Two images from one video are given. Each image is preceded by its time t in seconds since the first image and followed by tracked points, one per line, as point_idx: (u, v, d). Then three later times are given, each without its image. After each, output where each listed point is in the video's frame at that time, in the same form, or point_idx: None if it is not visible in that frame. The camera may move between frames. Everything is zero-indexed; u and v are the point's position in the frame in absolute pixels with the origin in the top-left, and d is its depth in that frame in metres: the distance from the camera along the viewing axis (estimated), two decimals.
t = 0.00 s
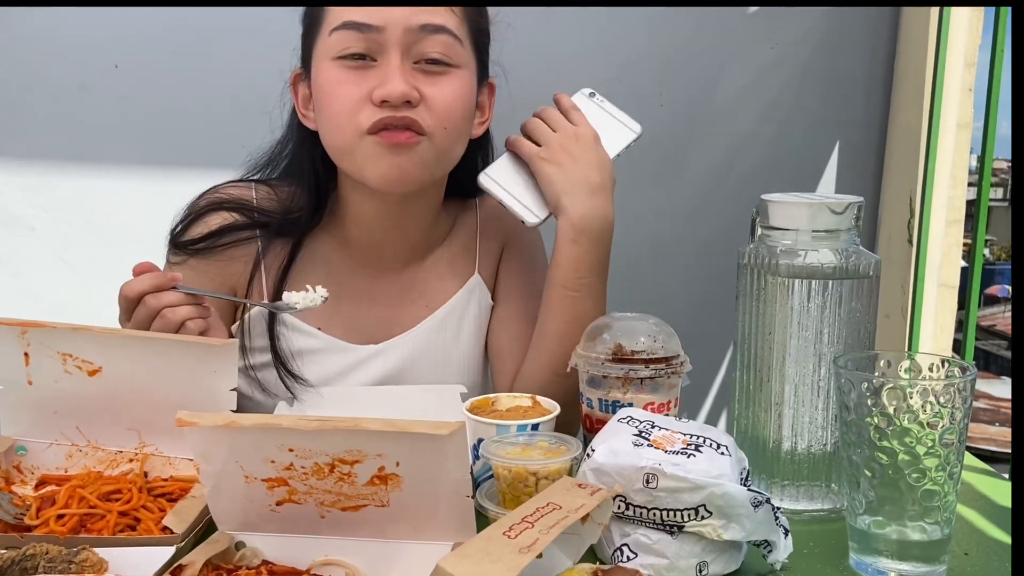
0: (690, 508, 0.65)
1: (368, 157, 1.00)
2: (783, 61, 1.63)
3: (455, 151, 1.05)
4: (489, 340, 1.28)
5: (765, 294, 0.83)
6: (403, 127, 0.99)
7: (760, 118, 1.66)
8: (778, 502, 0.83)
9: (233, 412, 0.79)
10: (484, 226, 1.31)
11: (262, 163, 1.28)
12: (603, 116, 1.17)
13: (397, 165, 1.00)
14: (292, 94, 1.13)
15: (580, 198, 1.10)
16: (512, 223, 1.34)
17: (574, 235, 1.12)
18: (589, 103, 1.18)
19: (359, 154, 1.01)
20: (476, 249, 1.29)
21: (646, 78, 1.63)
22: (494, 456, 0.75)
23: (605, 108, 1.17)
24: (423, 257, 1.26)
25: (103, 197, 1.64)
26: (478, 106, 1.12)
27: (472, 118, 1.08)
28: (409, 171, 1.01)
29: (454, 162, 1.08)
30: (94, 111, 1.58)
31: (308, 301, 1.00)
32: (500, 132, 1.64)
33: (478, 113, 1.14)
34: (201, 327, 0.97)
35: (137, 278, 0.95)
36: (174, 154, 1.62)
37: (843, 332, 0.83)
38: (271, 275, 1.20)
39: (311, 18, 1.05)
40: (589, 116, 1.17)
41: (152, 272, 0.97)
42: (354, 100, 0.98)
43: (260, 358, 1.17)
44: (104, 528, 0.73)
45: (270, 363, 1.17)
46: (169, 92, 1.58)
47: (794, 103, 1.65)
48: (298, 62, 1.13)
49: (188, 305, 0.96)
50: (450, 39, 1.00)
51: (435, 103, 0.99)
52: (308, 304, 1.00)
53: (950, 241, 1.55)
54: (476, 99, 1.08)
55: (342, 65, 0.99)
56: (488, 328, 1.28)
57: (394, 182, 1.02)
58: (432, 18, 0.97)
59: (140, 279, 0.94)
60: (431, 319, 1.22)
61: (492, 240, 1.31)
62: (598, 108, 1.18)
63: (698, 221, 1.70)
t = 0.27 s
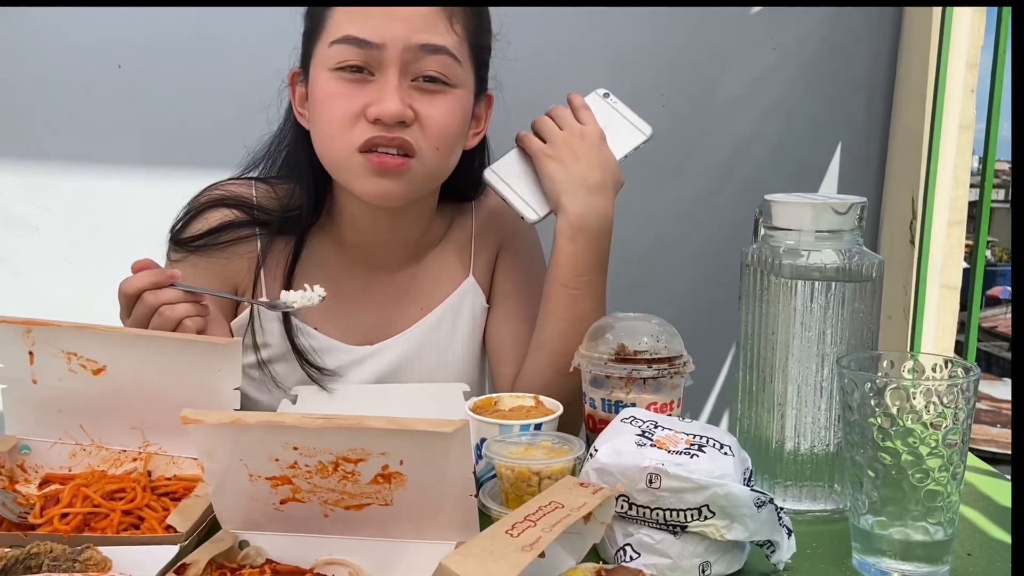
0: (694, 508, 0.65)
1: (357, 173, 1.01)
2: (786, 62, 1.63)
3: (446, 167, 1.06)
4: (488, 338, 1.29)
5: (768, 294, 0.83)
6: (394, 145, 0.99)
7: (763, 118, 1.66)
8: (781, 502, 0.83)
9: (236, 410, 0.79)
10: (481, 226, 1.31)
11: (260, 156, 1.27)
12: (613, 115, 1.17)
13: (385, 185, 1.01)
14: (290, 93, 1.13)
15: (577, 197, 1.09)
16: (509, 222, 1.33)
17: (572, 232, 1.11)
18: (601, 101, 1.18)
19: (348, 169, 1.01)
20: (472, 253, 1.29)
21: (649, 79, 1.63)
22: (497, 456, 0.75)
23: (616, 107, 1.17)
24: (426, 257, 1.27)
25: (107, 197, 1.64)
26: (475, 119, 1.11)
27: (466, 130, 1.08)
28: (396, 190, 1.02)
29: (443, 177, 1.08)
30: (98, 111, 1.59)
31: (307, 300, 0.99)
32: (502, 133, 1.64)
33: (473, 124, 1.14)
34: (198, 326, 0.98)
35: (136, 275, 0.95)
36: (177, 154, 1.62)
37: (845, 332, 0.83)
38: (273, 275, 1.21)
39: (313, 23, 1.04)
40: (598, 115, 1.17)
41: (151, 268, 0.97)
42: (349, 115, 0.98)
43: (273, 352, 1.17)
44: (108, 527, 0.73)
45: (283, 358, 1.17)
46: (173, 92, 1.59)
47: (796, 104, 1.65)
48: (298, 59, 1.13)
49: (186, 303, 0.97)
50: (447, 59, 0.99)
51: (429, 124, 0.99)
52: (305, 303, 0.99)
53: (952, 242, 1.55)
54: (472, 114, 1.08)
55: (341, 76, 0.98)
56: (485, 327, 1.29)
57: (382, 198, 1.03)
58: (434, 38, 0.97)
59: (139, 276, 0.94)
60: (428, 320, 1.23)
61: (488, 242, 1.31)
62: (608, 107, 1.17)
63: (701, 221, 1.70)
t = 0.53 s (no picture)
0: (695, 508, 0.65)
1: (376, 189, 1.00)
2: (788, 62, 1.63)
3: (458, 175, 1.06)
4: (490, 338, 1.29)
5: (769, 293, 0.84)
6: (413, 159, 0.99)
7: (765, 119, 1.66)
8: (783, 502, 0.83)
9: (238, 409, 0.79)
10: (485, 226, 1.31)
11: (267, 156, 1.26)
12: (611, 110, 1.15)
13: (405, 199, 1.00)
14: (287, 102, 1.12)
15: (586, 197, 1.10)
16: (513, 221, 1.34)
17: (580, 230, 1.12)
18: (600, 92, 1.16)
19: (368, 186, 1.01)
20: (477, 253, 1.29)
21: (650, 79, 1.63)
22: (499, 455, 0.75)
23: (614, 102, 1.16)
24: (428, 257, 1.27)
25: (109, 197, 1.64)
26: (479, 116, 1.11)
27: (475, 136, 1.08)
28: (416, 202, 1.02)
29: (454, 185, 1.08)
30: (100, 110, 1.59)
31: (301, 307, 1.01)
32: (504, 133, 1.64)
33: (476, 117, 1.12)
34: (190, 326, 0.97)
35: (130, 273, 0.96)
36: (180, 154, 1.62)
37: (847, 332, 0.83)
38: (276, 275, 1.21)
39: (311, 37, 1.04)
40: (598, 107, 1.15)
41: (145, 267, 0.98)
42: (365, 132, 0.97)
43: (273, 354, 1.18)
44: (111, 525, 0.73)
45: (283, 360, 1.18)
46: (175, 92, 1.59)
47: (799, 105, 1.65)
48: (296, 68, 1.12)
49: (179, 303, 0.96)
50: (455, 66, 0.99)
51: (445, 134, 0.99)
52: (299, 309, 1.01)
53: (953, 241, 1.55)
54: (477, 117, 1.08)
55: (349, 93, 0.98)
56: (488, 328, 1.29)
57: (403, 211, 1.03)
58: (439, 46, 0.97)
59: (132, 274, 0.95)
60: (429, 324, 1.22)
61: (493, 241, 1.31)
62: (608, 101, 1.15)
63: (702, 221, 1.70)
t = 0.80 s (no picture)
0: (696, 508, 0.65)
1: (376, 190, 1.00)
2: (790, 63, 1.63)
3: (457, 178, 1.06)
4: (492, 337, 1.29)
5: (771, 293, 0.84)
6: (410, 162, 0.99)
7: (766, 119, 1.66)
8: (784, 502, 0.83)
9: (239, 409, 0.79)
10: (488, 226, 1.31)
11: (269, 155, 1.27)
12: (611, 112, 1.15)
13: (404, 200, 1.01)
14: (292, 99, 1.13)
15: (582, 197, 1.10)
16: (515, 222, 1.34)
17: (575, 229, 1.12)
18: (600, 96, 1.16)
19: (367, 187, 1.01)
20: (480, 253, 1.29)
21: (653, 80, 1.63)
22: (499, 455, 0.75)
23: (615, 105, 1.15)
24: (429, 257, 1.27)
25: (111, 196, 1.64)
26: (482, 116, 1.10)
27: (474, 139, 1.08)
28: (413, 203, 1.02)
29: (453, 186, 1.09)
30: (102, 110, 1.59)
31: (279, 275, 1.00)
32: (505, 133, 1.64)
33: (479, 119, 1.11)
34: (186, 317, 0.98)
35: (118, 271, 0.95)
36: (182, 154, 1.63)
37: (848, 332, 0.83)
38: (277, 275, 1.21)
39: (315, 36, 1.04)
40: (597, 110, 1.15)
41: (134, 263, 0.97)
42: (365, 134, 0.97)
43: (277, 352, 1.19)
44: (112, 525, 0.74)
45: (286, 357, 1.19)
46: (178, 92, 1.59)
47: (800, 105, 1.65)
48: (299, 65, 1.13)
49: (170, 296, 0.96)
50: (457, 71, 0.99)
51: (443, 138, 0.99)
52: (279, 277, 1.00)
53: (955, 242, 1.54)
54: (478, 118, 1.08)
55: (350, 94, 0.98)
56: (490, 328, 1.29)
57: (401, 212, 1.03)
58: (439, 52, 0.97)
59: (121, 272, 0.94)
60: (431, 324, 1.22)
61: (495, 241, 1.31)
62: (607, 103, 1.15)
63: (704, 222, 1.70)
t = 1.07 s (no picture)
0: (697, 508, 0.65)
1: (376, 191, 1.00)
2: (792, 62, 1.63)
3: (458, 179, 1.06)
4: (495, 337, 1.28)
5: (772, 293, 0.83)
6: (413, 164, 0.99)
7: (768, 118, 1.66)
8: (785, 502, 0.83)
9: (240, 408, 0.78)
10: (491, 225, 1.31)
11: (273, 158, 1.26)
12: (624, 117, 1.15)
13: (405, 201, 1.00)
14: (291, 105, 1.13)
15: (586, 196, 1.10)
16: (518, 222, 1.33)
17: (579, 227, 1.12)
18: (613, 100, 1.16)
19: (369, 190, 1.01)
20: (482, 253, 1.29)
21: (655, 79, 1.63)
22: (500, 454, 0.75)
23: (628, 109, 1.15)
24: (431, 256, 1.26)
25: (113, 195, 1.64)
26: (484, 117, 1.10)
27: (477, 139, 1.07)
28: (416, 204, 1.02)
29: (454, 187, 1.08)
30: (104, 109, 1.59)
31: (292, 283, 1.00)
32: (507, 133, 1.64)
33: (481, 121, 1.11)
34: (191, 318, 0.97)
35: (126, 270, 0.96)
36: (185, 153, 1.63)
37: (851, 332, 0.83)
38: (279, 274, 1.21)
39: (315, 39, 1.04)
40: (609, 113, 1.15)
41: (142, 263, 0.97)
42: (365, 135, 0.97)
43: (277, 357, 1.19)
44: (112, 523, 0.74)
45: (287, 363, 1.19)
46: (180, 91, 1.59)
47: (802, 104, 1.65)
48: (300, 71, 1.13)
49: (177, 296, 0.96)
50: (459, 71, 0.99)
51: (445, 138, 0.98)
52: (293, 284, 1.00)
53: (958, 241, 1.54)
54: (479, 121, 1.08)
55: (351, 96, 0.97)
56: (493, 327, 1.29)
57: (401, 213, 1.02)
58: (442, 53, 0.97)
59: (127, 270, 0.95)
60: (435, 323, 1.22)
61: (498, 241, 1.30)
62: (620, 108, 1.15)
63: (705, 221, 1.70)
